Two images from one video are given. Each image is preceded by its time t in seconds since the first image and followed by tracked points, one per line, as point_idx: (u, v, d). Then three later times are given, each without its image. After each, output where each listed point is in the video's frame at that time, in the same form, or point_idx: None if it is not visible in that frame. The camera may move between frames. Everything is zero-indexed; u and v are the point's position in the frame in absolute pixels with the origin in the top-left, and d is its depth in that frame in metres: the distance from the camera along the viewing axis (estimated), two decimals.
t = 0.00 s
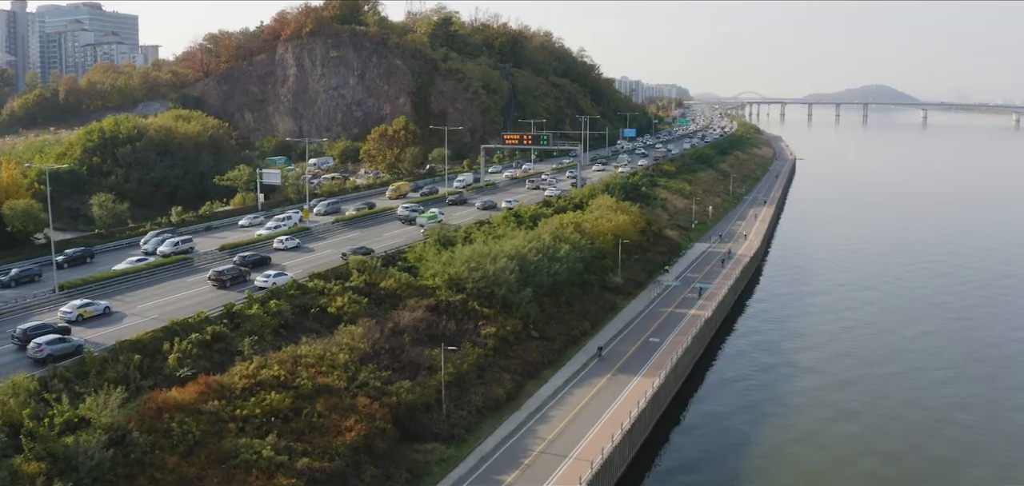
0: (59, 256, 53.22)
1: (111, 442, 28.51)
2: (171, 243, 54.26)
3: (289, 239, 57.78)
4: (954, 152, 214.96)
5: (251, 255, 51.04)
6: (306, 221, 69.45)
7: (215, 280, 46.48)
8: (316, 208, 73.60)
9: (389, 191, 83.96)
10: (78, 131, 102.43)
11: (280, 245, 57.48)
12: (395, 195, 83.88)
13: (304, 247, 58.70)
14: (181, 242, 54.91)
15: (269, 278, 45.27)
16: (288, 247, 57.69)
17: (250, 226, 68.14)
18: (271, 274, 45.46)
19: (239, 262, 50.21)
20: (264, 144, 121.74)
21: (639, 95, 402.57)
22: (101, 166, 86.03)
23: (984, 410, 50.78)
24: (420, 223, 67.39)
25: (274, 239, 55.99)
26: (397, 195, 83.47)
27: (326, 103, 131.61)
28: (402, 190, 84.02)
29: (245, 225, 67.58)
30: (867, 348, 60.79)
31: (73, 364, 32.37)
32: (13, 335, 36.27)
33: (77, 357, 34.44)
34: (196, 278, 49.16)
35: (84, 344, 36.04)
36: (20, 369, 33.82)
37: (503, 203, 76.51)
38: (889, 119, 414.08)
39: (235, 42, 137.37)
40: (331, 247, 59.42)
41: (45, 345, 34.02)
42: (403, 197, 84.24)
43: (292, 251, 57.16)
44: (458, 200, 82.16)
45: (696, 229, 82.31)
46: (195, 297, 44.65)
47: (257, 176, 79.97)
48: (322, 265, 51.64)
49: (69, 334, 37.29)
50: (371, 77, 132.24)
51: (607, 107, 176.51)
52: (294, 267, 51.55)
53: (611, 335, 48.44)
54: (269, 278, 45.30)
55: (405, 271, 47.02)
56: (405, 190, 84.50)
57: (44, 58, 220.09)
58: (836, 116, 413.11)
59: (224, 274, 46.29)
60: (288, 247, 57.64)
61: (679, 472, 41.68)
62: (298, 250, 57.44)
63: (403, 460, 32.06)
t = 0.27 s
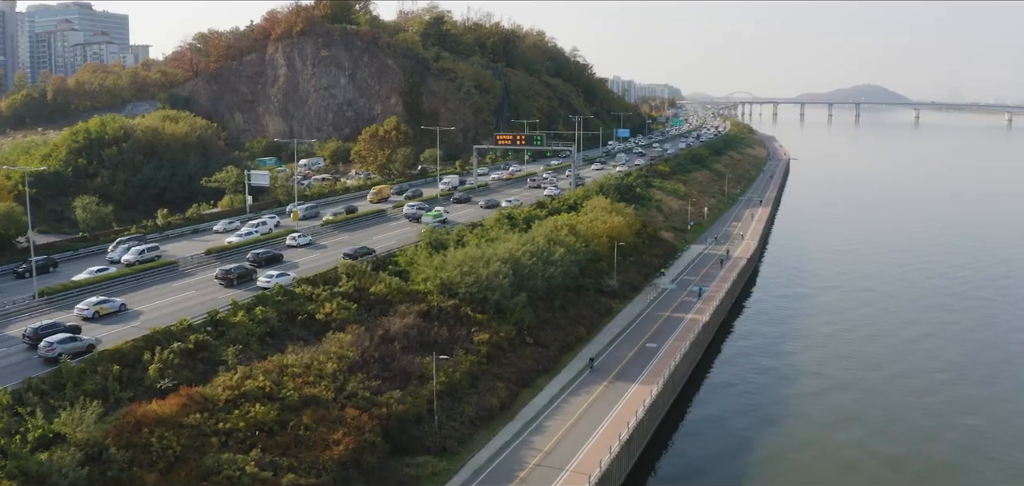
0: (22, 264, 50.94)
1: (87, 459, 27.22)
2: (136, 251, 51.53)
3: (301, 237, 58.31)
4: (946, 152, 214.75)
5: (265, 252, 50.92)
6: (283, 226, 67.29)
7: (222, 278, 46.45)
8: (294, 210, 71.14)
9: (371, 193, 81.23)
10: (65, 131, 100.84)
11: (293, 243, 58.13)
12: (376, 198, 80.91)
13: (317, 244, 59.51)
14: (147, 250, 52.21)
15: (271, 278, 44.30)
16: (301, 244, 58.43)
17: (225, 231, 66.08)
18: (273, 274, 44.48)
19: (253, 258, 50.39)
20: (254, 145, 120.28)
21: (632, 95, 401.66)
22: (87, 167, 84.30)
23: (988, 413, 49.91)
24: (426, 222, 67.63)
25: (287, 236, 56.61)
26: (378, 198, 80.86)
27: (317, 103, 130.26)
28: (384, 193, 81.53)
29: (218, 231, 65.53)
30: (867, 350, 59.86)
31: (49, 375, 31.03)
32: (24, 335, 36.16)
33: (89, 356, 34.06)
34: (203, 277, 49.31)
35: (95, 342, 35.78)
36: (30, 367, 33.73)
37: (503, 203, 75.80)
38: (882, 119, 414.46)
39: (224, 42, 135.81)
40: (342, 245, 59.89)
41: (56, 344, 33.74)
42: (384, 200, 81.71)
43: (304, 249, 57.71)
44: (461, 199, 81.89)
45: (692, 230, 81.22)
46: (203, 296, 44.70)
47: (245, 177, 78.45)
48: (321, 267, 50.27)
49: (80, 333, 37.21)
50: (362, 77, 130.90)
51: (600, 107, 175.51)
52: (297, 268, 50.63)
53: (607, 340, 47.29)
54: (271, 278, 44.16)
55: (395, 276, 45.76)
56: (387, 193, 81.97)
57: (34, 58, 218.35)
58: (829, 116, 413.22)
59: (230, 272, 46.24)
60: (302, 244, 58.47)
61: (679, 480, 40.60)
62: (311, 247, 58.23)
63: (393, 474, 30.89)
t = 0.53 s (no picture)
0: None
1: (61, 477, 25.98)
2: (97, 259, 48.73)
3: (312, 233, 59.46)
4: (939, 152, 214.36)
5: (277, 249, 52.22)
6: (269, 229, 65.81)
7: (227, 277, 47.02)
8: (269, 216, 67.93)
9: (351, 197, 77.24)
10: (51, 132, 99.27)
11: (304, 239, 59.26)
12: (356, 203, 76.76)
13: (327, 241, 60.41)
14: (110, 258, 49.40)
15: (274, 278, 45.12)
16: (313, 241, 59.52)
17: (197, 236, 63.49)
18: (275, 275, 45.34)
19: (265, 256, 51.63)
20: (244, 145, 118.88)
21: (624, 95, 400.95)
22: (72, 169, 82.67)
23: (991, 415, 49.06)
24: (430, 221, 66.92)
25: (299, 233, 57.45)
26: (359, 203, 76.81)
27: (307, 102, 129.00)
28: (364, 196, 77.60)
29: (191, 235, 63.11)
30: (867, 352, 58.92)
31: (24, 388, 29.75)
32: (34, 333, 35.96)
33: (100, 353, 34.19)
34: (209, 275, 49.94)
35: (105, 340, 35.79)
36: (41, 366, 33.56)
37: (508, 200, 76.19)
38: (873, 119, 414.54)
39: (214, 41, 134.29)
40: (352, 241, 60.91)
41: (67, 342, 33.75)
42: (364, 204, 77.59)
43: (315, 245, 58.80)
44: (466, 197, 82.33)
45: (687, 231, 80.22)
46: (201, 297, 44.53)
47: (233, 179, 76.96)
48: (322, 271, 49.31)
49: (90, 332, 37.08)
50: (353, 77, 129.62)
51: (593, 106, 174.57)
52: (298, 267, 50.75)
53: (602, 346, 46.10)
54: (273, 278, 45.01)
55: (385, 281, 44.50)
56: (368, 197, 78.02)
57: (23, 58, 216.48)
58: (821, 116, 413.27)
59: (236, 271, 46.86)
60: (313, 241, 59.50)
61: None
62: (322, 244, 59.11)
63: None
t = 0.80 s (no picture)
0: None
1: None
2: (56, 270, 46.60)
3: (323, 231, 60.15)
4: (931, 151, 213.82)
5: (288, 246, 52.95)
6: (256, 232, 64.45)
7: (233, 275, 47.57)
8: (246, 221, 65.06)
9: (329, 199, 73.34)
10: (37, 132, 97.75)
11: (314, 236, 59.87)
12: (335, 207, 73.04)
13: (339, 238, 60.95)
14: (70, 269, 47.25)
15: (276, 277, 44.74)
16: (323, 238, 60.11)
17: (167, 243, 60.85)
18: (278, 275, 44.94)
19: (277, 252, 52.39)
20: (233, 145, 117.40)
21: (617, 94, 400.00)
22: (57, 170, 81.18)
23: (994, 419, 48.18)
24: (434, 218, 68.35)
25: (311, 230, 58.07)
26: (338, 206, 73.02)
27: (297, 102, 127.68)
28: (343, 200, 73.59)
29: (161, 242, 60.41)
30: (867, 353, 58.07)
31: None
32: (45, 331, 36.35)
33: (109, 352, 34.57)
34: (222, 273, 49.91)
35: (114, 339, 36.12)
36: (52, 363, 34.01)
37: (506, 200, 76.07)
38: (865, 118, 414.34)
39: (203, 40, 132.79)
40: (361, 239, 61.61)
41: (78, 341, 34.05)
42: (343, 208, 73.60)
43: (325, 242, 59.50)
44: (468, 195, 83.16)
45: (682, 233, 79.17)
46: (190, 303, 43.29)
47: (220, 180, 75.61)
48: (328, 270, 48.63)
49: (100, 330, 37.27)
50: (343, 76, 128.08)
51: (585, 106, 173.49)
52: (305, 265, 51.16)
53: (598, 352, 44.98)
54: (276, 278, 44.62)
55: (375, 285, 43.28)
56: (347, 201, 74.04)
57: (11, 57, 214.14)
58: (813, 115, 412.89)
59: (242, 269, 47.37)
60: (323, 238, 60.13)
61: None
62: (332, 241, 59.75)
63: None
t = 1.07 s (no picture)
0: None
1: None
2: (11, 281, 42.88)
3: (333, 228, 60.56)
4: (923, 151, 213.78)
5: (300, 244, 53.23)
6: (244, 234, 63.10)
7: (238, 273, 46.74)
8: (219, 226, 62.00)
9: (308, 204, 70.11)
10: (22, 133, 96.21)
11: (324, 233, 60.28)
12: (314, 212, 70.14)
13: (348, 236, 61.21)
14: (25, 279, 43.49)
15: (279, 278, 43.87)
16: (333, 235, 60.55)
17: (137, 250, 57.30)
18: (281, 274, 43.92)
19: (288, 250, 52.59)
20: (222, 146, 115.89)
21: (609, 94, 399.38)
22: (41, 172, 79.71)
23: (997, 422, 47.34)
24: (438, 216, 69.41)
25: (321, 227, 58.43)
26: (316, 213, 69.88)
27: (287, 102, 126.25)
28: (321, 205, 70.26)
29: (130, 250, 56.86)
30: (866, 355, 57.24)
31: None
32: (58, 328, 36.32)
33: (119, 351, 34.26)
34: (217, 275, 48.86)
35: (125, 339, 35.86)
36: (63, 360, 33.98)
37: (504, 199, 76.29)
38: (858, 118, 414.44)
39: (192, 40, 131.46)
40: (370, 236, 62.04)
41: (88, 340, 33.82)
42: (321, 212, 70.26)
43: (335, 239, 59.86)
44: (472, 193, 83.70)
45: (677, 235, 78.19)
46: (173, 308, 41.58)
47: (206, 182, 74.09)
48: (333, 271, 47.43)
49: (112, 329, 37.08)
50: (333, 76, 126.67)
51: (578, 106, 172.51)
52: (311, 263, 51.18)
53: (593, 358, 43.90)
54: (278, 278, 43.69)
55: (364, 291, 42.07)
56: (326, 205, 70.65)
57: None
58: (805, 114, 412.76)
59: (247, 268, 46.58)
60: (333, 235, 60.68)
61: None
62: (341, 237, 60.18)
63: None
